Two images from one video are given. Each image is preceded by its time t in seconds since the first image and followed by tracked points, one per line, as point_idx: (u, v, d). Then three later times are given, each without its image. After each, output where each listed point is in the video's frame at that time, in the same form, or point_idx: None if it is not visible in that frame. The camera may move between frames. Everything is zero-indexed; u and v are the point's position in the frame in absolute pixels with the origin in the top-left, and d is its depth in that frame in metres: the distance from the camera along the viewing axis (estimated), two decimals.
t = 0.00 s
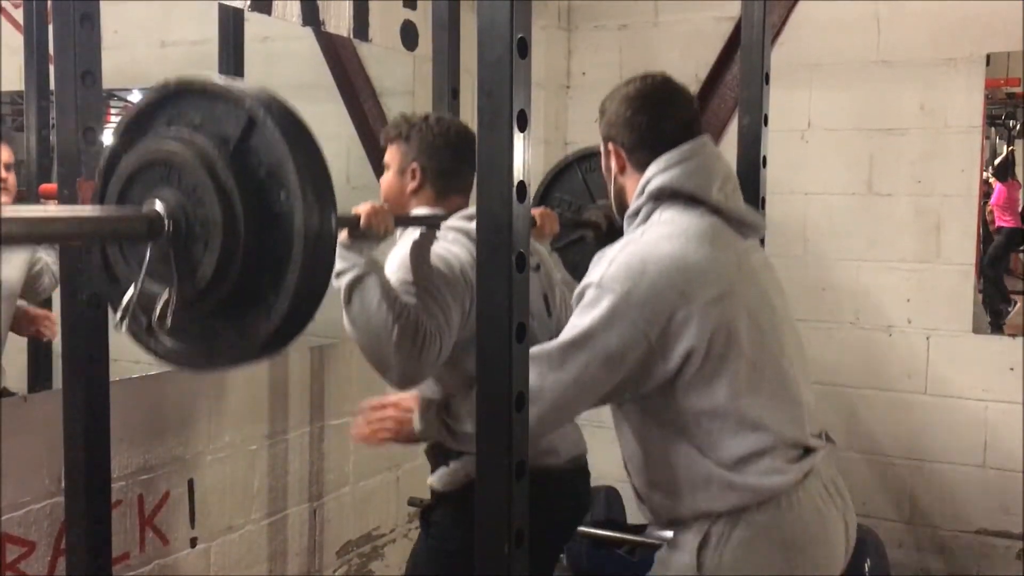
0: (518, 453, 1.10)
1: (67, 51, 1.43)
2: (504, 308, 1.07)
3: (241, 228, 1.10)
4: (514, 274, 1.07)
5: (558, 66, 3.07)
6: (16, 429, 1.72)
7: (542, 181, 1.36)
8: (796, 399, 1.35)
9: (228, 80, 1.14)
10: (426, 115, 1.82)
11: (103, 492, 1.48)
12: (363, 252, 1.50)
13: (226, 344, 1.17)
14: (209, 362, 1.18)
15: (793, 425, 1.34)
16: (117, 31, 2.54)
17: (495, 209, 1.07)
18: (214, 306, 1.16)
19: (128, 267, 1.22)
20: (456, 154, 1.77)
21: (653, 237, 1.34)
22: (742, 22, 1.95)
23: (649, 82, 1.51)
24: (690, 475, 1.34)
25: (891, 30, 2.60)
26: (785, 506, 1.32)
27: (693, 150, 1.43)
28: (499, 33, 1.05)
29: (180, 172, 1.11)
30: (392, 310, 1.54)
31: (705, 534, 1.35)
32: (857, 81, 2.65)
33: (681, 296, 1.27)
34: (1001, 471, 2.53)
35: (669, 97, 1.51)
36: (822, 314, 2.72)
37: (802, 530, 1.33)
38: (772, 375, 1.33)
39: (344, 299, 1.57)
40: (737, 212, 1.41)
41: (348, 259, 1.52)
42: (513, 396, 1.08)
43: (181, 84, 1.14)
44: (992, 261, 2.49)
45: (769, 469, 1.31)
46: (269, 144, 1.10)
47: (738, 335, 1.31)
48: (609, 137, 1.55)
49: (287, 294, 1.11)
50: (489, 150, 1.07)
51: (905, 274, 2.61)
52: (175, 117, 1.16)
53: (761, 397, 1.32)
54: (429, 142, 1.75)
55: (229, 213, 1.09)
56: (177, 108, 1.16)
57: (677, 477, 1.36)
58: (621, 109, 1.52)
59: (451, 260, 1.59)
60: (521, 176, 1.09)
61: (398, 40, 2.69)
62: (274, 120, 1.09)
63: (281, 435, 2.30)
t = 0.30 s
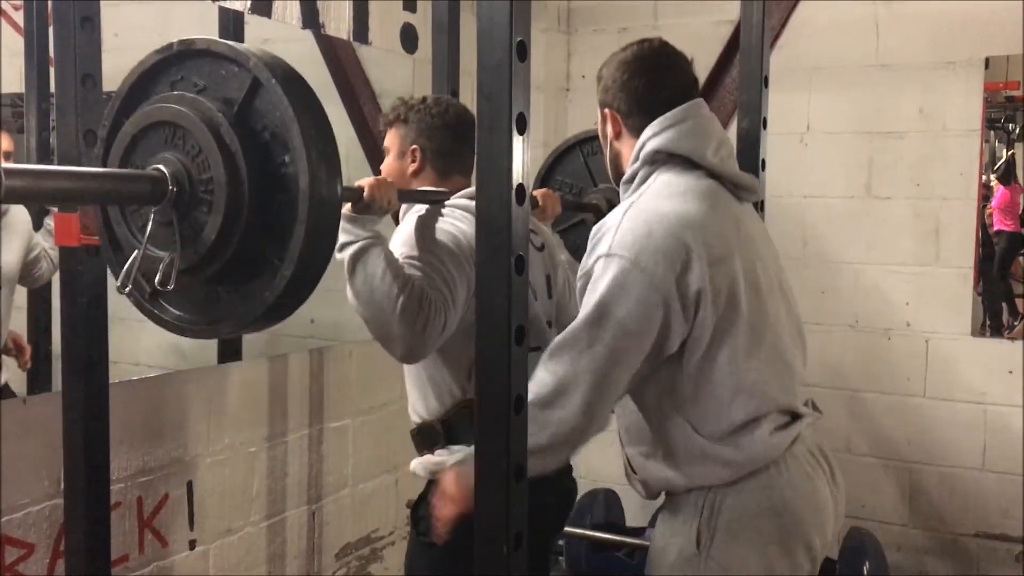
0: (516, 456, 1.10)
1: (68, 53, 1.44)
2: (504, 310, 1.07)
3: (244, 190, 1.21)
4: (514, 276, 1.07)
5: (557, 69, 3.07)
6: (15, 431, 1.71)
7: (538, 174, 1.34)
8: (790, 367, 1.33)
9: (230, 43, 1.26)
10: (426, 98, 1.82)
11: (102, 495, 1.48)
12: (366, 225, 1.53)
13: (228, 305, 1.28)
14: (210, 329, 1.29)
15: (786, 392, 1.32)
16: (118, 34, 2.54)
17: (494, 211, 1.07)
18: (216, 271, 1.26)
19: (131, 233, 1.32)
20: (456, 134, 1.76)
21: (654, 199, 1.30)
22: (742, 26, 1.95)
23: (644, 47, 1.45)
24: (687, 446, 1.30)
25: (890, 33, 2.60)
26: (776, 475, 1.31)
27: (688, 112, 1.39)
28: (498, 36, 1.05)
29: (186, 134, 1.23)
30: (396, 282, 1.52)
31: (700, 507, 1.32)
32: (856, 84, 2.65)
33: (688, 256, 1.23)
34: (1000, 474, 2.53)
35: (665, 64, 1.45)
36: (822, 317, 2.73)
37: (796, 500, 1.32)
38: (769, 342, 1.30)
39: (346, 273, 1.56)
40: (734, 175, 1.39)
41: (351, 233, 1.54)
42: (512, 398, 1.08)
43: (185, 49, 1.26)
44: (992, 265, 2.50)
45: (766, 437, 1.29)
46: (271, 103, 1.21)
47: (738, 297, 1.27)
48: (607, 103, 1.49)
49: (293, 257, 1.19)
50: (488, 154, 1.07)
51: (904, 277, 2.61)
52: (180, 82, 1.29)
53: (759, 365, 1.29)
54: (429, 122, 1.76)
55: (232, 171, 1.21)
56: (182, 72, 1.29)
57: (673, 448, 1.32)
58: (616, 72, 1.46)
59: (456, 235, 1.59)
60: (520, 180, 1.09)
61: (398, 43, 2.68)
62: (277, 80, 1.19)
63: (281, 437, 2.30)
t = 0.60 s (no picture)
0: (515, 459, 1.11)
1: (66, 53, 1.43)
2: (502, 314, 1.07)
3: (250, 205, 1.23)
4: (513, 277, 1.07)
5: (556, 70, 3.07)
6: (13, 431, 1.71)
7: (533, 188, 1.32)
8: (782, 365, 1.34)
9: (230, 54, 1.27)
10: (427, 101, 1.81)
11: (100, 496, 1.48)
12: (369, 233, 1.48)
13: (235, 320, 1.31)
14: (220, 342, 1.32)
15: (778, 390, 1.34)
16: (117, 35, 2.55)
17: (493, 213, 1.08)
18: (223, 287, 1.29)
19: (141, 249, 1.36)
20: (457, 135, 1.75)
21: (653, 194, 1.29)
22: (741, 27, 1.95)
23: (640, 42, 1.42)
24: (680, 450, 1.29)
25: (890, 35, 2.60)
26: (767, 473, 1.32)
27: (685, 107, 1.38)
28: (496, 38, 1.05)
29: (191, 150, 1.25)
30: (401, 288, 1.47)
31: (694, 507, 1.32)
32: (855, 86, 2.66)
33: (690, 249, 1.23)
34: (999, 476, 2.53)
35: (660, 60, 1.42)
36: (821, 319, 2.73)
37: (787, 498, 1.32)
38: (764, 339, 1.31)
39: (348, 284, 1.50)
40: (730, 171, 1.39)
41: (355, 242, 1.49)
42: (510, 402, 1.08)
43: (189, 62, 1.28)
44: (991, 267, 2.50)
45: (758, 435, 1.30)
46: (276, 117, 1.22)
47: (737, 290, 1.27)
48: (603, 100, 1.46)
49: (301, 273, 1.22)
50: (487, 157, 1.07)
51: (902, 279, 2.61)
52: (186, 95, 1.31)
53: (749, 364, 1.29)
54: (430, 124, 1.74)
55: (238, 188, 1.22)
56: (187, 86, 1.31)
57: (666, 448, 1.31)
58: (614, 68, 1.43)
59: (456, 243, 1.58)
60: (519, 181, 1.09)
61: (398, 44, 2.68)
62: (281, 95, 1.21)
63: (279, 438, 2.30)
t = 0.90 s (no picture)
0: (512, 458, 1.11)
1: (64, 53, 1.43)
2: (500, 313, 1.07)
3: (254, 202, 1.23)
4: (509, 276, 1.08)
5: (555, 71, 3.07)
6: (11, 431, 1.71)
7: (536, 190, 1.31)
8: (780, 366, 1.34)
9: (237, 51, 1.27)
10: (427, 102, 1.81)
11: (98, 495, 1.48)
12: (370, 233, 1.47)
13: (236, 318, 1.31)
14: (219, 339, 1.32)
15: (776, 391, 1.34)
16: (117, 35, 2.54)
17: (492, 213, 1.08)
18: (224, 284, 1.28)
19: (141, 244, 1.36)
20: (457, 137, 1.75)
21: (652, 196, 1.30)
22: (739, 29, 1.95)
23: (634, 47, 1.43)
24: (678, 450, 1.29)
25: (888, 36, 2.60)
26: (764, 475, 1.32)
27: (681, 108, 1.38)
28: (494, 39, 1.05)
29: (195, 146, 1.25)
30: (403, 287, 1.45)
31: (691, 508, 1.32)
32: (853, 88, 2.66)
33: (692, 248, 1.24)
34: (996, 477, 2.54)
35: (653, 64, 1.42)
36: (819, 320, 2.73)
37: (784, 501, 1.32)
38: (762, 339, 1.31)
39: (349, 283, 1.49)
40: (727, 171, 1.39)
41: (359, 241, 1.48)
42: (507, 401, 1.08)
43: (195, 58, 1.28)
44: (989, 268, 2.50)
45: (757, 437, 1.30)
46: (281, 116, 1.22)
47: (736, 289, 1.27)
48: (597, 106, 1.47)
49: (304, 272, 1.21)
50: (485, 159, 1.07)
51: (900, 281, 2.62)
52: (191, 91, 1.31)
53: (746, 363, 1.30)
54: (429, 126, 1.74)
55: (242, 185, 1.22)
56: (193, 82, 1.31)
57: (664, 451, 1.31)
58: (609, 73, 1.44)
59: (458, 243, 1.57)
60: (516, 182, 1.09)
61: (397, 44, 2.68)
62: (288, 93, 1.21)
63: (277, 438, 2.30)
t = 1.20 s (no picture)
0: (510, 457, 1.11)
1: (63, 52, 1.43)
2: (499, 313, 1.07)
3: (255, 212, 1.21)
4: (509, 275, 1.08)
5: (554, 71, 3.07)
6: (10, 429, 1.71)
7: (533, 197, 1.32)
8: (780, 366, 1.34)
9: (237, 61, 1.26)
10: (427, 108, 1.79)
11: (97, 495, 1.49)
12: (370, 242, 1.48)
13: (236, 330, 1.31)
14: (219, 350, 1.32)
15: (776, 391, 1.34)
16: (116, 34, 2.57)
17: (491, 212, 1.08)
18: (223, 296, 1.28)
19: (140, 253, 1.35)
20: (459, 143, 1.73)
21: (653, 194, 1.30)
22: (738, 30, 1.95)
23: (635, 45, 1.43)
24: (676, 450, 1.29)
25: (888, 36, 2.61)
26: (762, 476, 1.32)
27: (683, 107, 1.38)
28: (493, 40, 1.05)
29: (195, 156, 1.24)
30: (399, 297, 1.46)
31: (688, 508, 1.32)
32: (853, 88, 2.66)
33: (692, 249, 1.24)
34: (994, 478, 2.54)
35: (655, 62, 1.42)
36: (818, 320, 2.73)
37: (780, 501, 1.32)
38: (761, 339, 1.31)
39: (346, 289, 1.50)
40: (728, 171, 1.39)
41: (358, 250, 1.49)
42: (505, 401, 1.08)
43: (196, 67, 1.27)
44: (987, 268, 2.51)
45: (755, 437, 1.31)
46: (283, 126, 1.21)
47: (736, 290, 1.27)
48: (597, 107, 1.47)
49: (304, 284, 1.20)
50: (484, 158, 1.07)
51: (899, 281, 2.62)
52: (192, 100, 1.30)
53: (747, 362, 1.30)
54: (430, 130, 1.72)
55: (242, 197, 1.21)
56: (194, 90, 1.30)
57: (661, 450, 1.31)
58: (609, 72, 1.44)
59: (457, 251, 1.57)
60: (515, 181, 1.09)
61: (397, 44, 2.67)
62: (288, 103, 1.20)
63: (275, 437, 2.30)
